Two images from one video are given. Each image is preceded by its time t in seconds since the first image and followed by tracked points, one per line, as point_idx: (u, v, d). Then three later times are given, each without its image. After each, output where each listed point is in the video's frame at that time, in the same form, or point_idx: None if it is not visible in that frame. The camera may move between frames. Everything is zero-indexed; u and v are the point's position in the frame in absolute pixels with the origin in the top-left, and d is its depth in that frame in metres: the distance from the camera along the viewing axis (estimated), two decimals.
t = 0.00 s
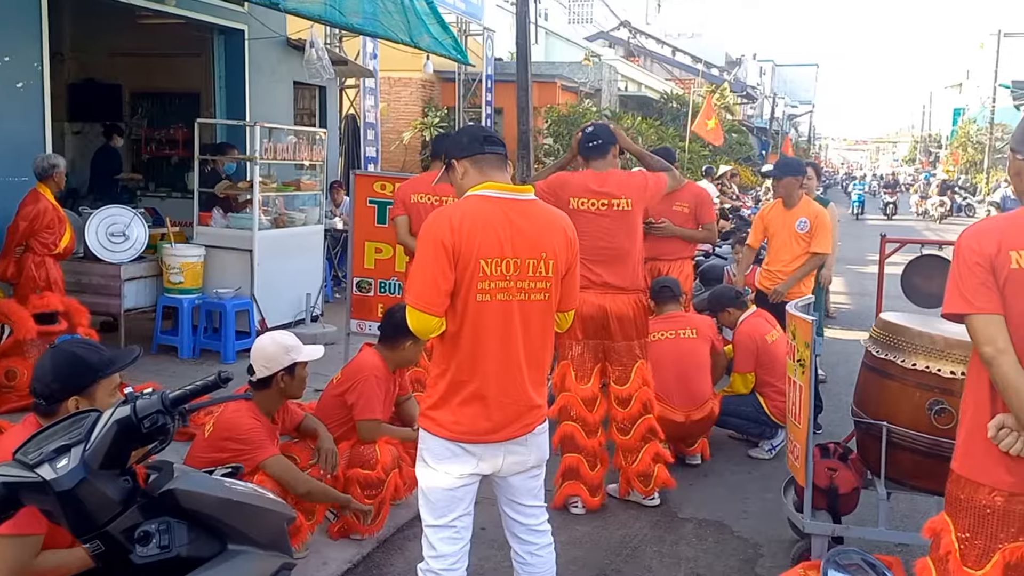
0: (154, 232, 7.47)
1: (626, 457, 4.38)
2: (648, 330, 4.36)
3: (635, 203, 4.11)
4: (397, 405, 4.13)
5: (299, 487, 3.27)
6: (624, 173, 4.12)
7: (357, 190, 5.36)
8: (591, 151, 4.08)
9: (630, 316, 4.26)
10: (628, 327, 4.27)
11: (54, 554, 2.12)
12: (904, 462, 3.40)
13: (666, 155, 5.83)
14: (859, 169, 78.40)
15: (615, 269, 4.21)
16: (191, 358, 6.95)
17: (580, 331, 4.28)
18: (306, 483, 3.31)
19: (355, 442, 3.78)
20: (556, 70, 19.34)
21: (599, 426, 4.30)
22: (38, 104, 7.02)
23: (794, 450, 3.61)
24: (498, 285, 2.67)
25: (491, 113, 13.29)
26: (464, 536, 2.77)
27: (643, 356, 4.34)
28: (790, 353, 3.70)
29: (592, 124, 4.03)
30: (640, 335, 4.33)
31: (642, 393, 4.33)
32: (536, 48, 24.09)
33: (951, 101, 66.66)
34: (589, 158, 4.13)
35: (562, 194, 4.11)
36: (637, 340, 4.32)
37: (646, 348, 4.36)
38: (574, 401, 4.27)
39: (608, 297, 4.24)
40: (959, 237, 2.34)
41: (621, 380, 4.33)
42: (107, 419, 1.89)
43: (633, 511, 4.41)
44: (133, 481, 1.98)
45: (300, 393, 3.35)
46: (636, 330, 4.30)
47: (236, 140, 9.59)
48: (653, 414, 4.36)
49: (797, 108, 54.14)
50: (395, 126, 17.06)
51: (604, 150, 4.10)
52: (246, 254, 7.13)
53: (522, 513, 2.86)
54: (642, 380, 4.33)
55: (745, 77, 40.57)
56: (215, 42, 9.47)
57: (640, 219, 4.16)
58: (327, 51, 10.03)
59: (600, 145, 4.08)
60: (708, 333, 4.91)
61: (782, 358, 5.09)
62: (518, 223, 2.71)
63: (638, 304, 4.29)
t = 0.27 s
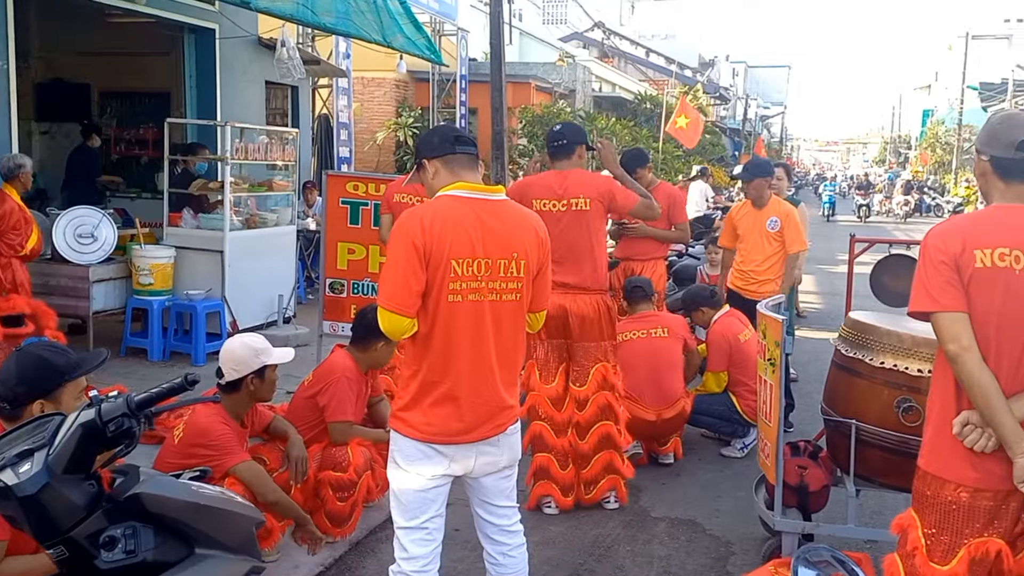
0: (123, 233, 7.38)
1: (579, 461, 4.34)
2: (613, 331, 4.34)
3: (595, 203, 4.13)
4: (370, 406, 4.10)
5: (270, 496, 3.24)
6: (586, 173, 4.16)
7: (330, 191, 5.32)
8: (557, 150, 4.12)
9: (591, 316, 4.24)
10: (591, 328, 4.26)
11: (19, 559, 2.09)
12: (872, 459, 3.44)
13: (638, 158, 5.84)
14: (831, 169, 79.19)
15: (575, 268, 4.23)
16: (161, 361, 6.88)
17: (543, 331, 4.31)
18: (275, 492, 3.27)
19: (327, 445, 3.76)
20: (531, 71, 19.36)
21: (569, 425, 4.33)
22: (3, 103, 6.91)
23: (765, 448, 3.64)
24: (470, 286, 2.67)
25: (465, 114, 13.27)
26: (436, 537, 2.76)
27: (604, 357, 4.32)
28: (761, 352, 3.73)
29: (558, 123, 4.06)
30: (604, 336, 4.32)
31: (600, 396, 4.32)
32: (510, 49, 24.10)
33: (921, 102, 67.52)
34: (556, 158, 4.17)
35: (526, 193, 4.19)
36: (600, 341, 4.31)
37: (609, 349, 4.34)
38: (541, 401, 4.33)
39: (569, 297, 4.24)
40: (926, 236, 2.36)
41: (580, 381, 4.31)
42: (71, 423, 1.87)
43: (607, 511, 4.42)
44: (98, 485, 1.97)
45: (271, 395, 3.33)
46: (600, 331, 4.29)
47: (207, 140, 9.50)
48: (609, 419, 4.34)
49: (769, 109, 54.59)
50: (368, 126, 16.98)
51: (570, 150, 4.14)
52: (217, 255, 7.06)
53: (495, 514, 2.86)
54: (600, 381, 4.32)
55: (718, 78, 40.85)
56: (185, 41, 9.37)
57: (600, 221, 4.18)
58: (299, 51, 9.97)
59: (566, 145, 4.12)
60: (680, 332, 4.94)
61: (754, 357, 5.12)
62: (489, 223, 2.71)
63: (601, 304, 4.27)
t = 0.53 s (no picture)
0: (90, 235, 7.28)
1: (551, 458, 4.35)
2: (585, 331, 4.36)
3: (559, 205, 4.20)
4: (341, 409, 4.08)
5: (237, 498, 3.22)
6: (558, 176, 4.25)
7: (300, 193, 5.28)
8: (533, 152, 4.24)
9: (562, 316, 4.28)
10: (563, 327, 4.29)
11: None
12: (841, 457, 3.47)
13: (611, 158, 5.73)
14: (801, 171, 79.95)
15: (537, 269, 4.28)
16: (130, 364, 6.80)
17: (517, 331, 4.33)
18: (242, 496, 3.23)
19: (297, 447, 3.73)
20: (504, 72, 19.36)
21: (544, 423, 4.34)
22: None
23: (735, 447, 3.67)
24: (440, 286, 2.66)
25: (438, 114, 13.24)
26: (406, 539, 2.75)
27: (576, 356, 4.33)
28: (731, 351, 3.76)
29: (535, 126, 4.19)
30: (576, 335, 4.34)
31: (571, 394, 4.32)
32: (483, 50, 24.09)
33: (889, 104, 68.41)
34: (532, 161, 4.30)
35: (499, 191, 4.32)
36: (572, 341, 4.32)
37: (581, 348, 4.35)
38: (515, 401, 4.35)
39: (540, 297, 4.28)
40: (891, 236, 2.39)
41: (551, 380, 4.33)
42: (34, 427, 1.88)
43: (580, 510, 4.43)
44: (62, 490, 1.98)
45: (238, 398, 3.31)
46: (572, 331, 4.31)
47: (176, 140, 9.40)
48: (580, 419, 4.34)
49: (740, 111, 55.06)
50: (341, 127, 16.89)
51: (546, 154, 4.27)
52: (187, 257, 6.99)
53: (466, 515, 2.85)
54: (572, 380, 4.32)
55: (690, 80, 41.13)
56: (153, 41, 9.26)
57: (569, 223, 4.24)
58: (269, 50, 9.90)
59: (541, 149, 4.24)
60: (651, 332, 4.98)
61: (725, 356, 5.15)
62: (459, 223, 2.70)
63: (572, 303, 4.29)
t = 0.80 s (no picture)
0: (62, 234, 7.20)
1: (529, 456, 4.36)
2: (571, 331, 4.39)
3: (546, 207, 4.22)
4: (316, 410, 4.05)
5: (211, 499, 3.19)
6: (548, 177, 4.26)
7: (275, 192, 5.24)
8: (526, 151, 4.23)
9: (550, 315, 4.31)
10: (550, 327, 4.32)
11: None
12: (815, 454, 3.50)
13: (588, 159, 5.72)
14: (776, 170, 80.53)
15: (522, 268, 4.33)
16: (102, 365, 6.73)
17: (503, 329, 4.34)
18: (216, 497, 3.20)
19: (272, 448, 3.71)
20: (480, 71, 19.32)
21: (526, 421, 4.36)
22: None
23: (710, 444, 3.69)
24: (415, 287, 2.65)
25: (414, 114, 13.19)
26: (382, 540, 2.74)
27: (562, 356, 4.35)
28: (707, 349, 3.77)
29: (529, 125, 4.17)
30: (561, 335, 4.37)
31: (554, 393, 4.34)
32: (460, 49, 24.04)
33: (863, 104, 69.07)
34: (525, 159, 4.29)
35: (489, 190, 4.29)
36: (558, 341, 4.35)
37: (568, 348, 4.36)
38: (498, 398, 4.34)
39: (527, 296, 4.31)
40: (863, 235, 2.41)
41: (536, 379, 4.36)
42: (3, 430, 1.90)
43: (556, 509, 4.44)
44: (31, 494, 1.98)
45: (210, 399, 3.28)
46: (558, 330, 4.34)
47: (149, 139, 9.30)
48: (561, 418, 4.34)
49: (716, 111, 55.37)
50: (317, 126, 16.81)
51: (538, 153, 4.26)
52: (160, 257, 6.92)
53: (442, 516, 2.85)
54: (556, 379, 4.35)
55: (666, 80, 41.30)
56: (126, 38, 9.15)
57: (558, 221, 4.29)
58: (244, 49, 9.82)
59: (534, 148, 4.23)
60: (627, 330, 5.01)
61: (701, 355, 5.18)
62: (434, 223, 2.70)
63: (561, 303, 4.33)
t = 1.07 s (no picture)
0: (36, 234, 7.12)
1: (514, 455, 4.38)
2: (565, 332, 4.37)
3: (541, 210, 4.19)
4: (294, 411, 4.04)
5: (188, 501, 3.17)
6: (545, 179, 4.23)
7: (253, 192, 5.20)
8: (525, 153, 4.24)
9: (545, 314, 4.29)
10: (545, 327, 4.30)
11: None
12: (792, 452, 3.52)
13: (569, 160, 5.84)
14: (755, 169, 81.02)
15: (518, 270, 4.30)
16: (78, 367, 6.66)
17: (495, 328, 4.33)
18: (194, 498, 3.19)
19: (250, 450, 3.69)
20: (460, 70, 19.29)
21: (514, 421, 4.37)
22: None
23: (689, 443, 3.71)
24: (393, 287, 2.64)
25: (393, 113, 13.14)
26: (361, 541, 2.74)
27: (554, 356, 4.34)
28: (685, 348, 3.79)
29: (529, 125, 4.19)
30: (555, 336, 4.35)
31: (544, 393, 4.34)
32: (440, 48, 23.99)
33: (840, 104, 69.68)
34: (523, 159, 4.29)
35: (482, 192, 4.29)
36: (550, 341, 4.33)
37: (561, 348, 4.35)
38: (488, 397, 4.33)
39: (520, 297, 4.29)
40: (838, 235, 2.43)
41: (529, 378, 4.34)
42: None
43: (536, 509, 4.44)
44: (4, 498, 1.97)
45: (185, 400, 3.25)
46: (551, 331, 4.33)
47: (126, 138, 9.22)
48: (548, 419, 4.35)
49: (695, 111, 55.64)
50: (295, 125, 16.73)
51: (538, 154, 4.27)
52: (136, 257, 6.86)
53: (421, 516, 2.84)
54: (547, 379, 4.33)
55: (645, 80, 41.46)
56: (101, 37, 9.06)
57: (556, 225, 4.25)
58: (221, 47, 9.75)
59: (533, 148, 4.24)
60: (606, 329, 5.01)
61: (681, 354, 5.22)
62: (412, 223, 2.69)
63: (559, 303, 4.33)
